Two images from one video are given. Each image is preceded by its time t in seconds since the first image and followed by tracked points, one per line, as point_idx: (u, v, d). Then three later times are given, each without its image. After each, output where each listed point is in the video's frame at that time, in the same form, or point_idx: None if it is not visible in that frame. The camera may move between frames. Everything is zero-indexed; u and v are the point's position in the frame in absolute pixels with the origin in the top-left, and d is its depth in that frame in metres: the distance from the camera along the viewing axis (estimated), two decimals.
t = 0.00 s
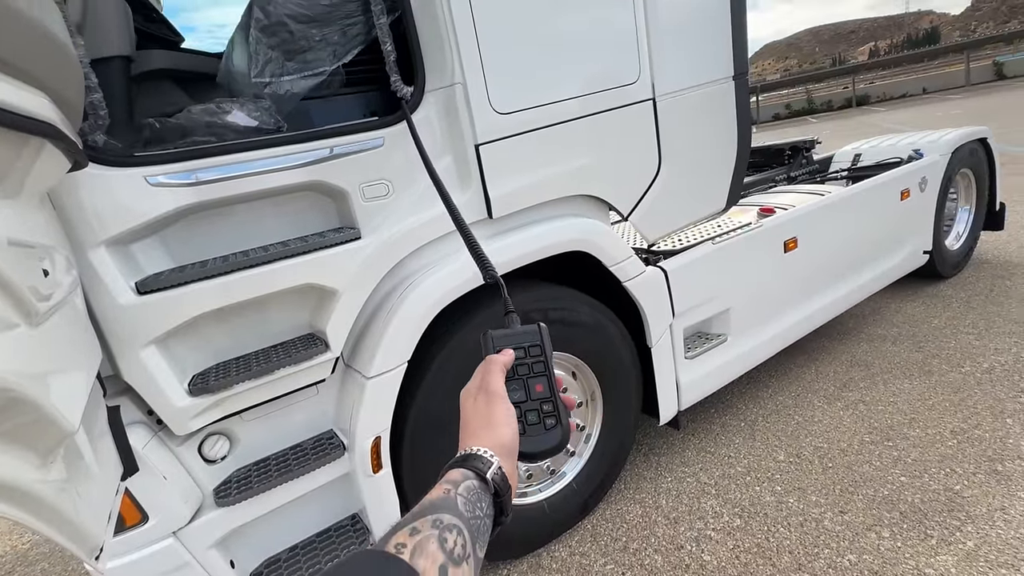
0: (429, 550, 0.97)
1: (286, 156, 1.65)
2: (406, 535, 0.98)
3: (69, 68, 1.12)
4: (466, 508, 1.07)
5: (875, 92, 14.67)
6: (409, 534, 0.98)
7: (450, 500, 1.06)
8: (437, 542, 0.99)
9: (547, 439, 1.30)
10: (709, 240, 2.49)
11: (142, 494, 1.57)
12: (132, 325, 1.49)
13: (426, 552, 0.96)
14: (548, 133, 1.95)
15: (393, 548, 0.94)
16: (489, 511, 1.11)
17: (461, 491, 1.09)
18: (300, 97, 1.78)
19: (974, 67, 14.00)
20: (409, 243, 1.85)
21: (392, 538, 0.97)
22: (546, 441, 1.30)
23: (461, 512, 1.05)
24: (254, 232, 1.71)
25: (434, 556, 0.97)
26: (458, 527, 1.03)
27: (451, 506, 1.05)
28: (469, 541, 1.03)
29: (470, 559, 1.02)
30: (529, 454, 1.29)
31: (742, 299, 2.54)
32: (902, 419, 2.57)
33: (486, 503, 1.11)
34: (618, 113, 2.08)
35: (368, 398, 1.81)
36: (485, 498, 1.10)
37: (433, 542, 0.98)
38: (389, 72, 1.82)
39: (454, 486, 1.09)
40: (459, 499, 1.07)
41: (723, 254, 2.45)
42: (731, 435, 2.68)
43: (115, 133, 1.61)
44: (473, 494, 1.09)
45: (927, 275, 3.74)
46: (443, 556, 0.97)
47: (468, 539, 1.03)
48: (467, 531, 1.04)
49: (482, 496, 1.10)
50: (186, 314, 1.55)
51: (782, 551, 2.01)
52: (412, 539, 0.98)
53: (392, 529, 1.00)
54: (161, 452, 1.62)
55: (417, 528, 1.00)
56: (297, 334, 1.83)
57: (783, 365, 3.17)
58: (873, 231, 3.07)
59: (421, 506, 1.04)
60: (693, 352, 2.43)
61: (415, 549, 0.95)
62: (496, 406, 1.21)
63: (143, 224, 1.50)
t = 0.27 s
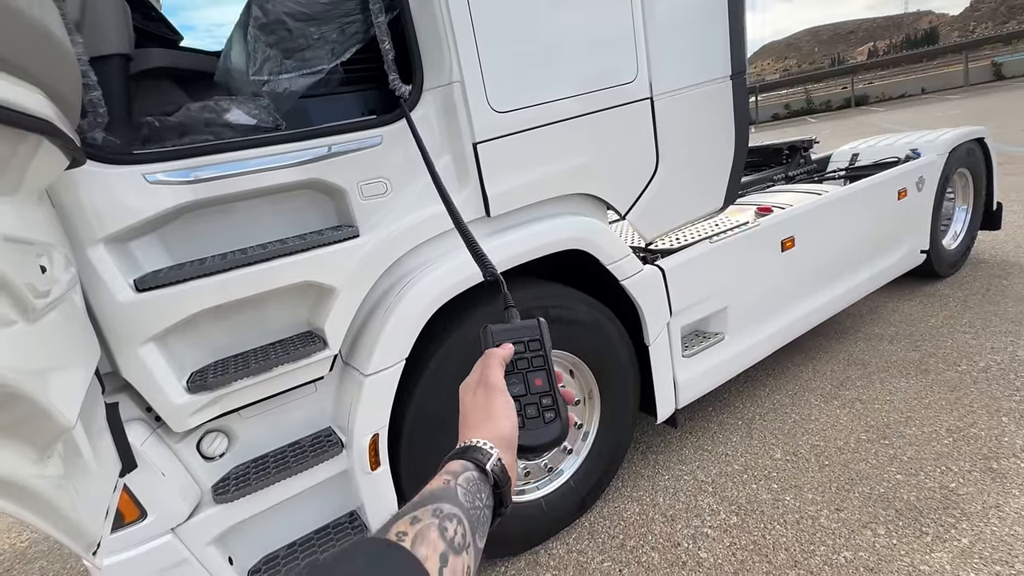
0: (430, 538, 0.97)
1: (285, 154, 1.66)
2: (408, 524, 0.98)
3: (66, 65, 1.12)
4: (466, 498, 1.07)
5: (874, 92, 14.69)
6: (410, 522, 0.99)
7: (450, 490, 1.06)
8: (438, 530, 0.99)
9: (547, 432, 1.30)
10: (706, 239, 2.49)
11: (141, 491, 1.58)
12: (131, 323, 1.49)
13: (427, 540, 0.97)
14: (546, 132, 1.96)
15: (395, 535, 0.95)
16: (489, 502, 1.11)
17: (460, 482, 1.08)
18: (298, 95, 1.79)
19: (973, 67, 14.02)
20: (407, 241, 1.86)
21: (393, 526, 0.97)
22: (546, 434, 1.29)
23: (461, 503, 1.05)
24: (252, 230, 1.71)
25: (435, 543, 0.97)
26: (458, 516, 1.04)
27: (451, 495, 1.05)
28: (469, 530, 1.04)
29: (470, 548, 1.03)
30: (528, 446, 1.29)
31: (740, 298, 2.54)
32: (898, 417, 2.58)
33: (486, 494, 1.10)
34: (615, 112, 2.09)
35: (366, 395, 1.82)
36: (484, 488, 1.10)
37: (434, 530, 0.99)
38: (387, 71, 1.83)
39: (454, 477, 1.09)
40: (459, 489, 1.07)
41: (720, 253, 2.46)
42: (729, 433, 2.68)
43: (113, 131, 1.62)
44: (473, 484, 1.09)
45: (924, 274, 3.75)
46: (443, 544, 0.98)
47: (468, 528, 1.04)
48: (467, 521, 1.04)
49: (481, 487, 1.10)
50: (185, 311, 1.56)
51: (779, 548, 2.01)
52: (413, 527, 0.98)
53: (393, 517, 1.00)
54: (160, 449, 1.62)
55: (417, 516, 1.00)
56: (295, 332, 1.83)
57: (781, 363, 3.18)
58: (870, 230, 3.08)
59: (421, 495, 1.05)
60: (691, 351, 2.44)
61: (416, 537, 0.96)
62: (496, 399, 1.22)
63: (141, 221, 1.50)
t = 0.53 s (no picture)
0: (418, 530, 0.98)
1: (281, 152, 1.66)
2: (395, 518, 0.99)
3: (60, 62, 1.12)
4: (454, 492, 1.08)
5: (874, 92, 14.69)
6: (398, 517, 0.99)
7: (438, 484, 1.08)
8: (426, 523, 0.99)
9: (535, 429, 1.32)
10: (703, 238, 2.50)
11: (136, 487, 1.58)
12: (126, 320, 1.50)
13: (415, 533, 0.97)
14: (542, 130, 1.96)
15: (383, 529, 0.95)
16: (477, 496, 1.12)
17: (448, 476, 1.10)
18: (295, 94, 1.80)
19: (973, 67, 14.02)
20: (403, 240, 1.86)
21: (381, 520, 0.98)
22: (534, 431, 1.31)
23: (449, 496, 1.06)
24: (248, 228, 1.71)
25: (423, 536, 0.98)
26: (446, 509, 1.04)
27: (440, 489, 1.07)
28: (457, 523, 1.04)
29: (459, 541, 1.03)
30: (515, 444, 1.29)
31: (736, 297, 2.55)
32: (894, 416, 2.58)
33: (474, 488, 1.12)
34: (612, 111, 2.09)
35: (361, 393, 1.82)
36: (472, 482, 1.11)
37: (422, 523, 0.99)
38: (383, 70, 1.83)
39: (442, 471, 1.10)
40: (447, 483, 1.09)
41: (716, 252, 2.46)
42: (725, 432, 2.69)
43: (109, 128, 1.63)
44: (461, 478, 1.11)
45: (921, 274, 3.76)
46: (432, 536, 0.98)
47: (456, 521, 1.04)
48: (455, 514, 1.05)
49: (469, 481, 1.11)
50: (181, 308, 1.56)
51: (773, 546, 2.02)
52: (401, 521, 0.98)
53: (381, 512, 1.01)
54: (156, 446, 1.63)
55: (405, 510, 1.01)
56: (291, 330, 1.84)
57: (777, 363, 3.18)
58: (867, 230, 3.09)
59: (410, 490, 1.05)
60: (687, 350, 2.44)
61: (404, 529, 0.96)
62: (485, 394, 1.22)
63: (136, 219, 1.50)
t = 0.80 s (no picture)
0: (410, 532, 0.97)
1: (279, 150, 1.66)
2: (388, 520, 0.98)
3: (59, 60, 1.13)
4: (447, 495, 1.08)
5: (874, 92, 14.68)
6: (391, 518, 0.99)
7: (430, 487, 1.08)
8: (419, 525, 0.99)
9: (529, 435, 1.35)
10: (701, 238, 2.50)
11: (134, 484, 1.59)
12: (125, 317, 1.50)
13: (408, 535, 0.97)
14: (540, 129, 1.96)
15: (375, 531, 0.95)
16: (470, 499, 1.12)
17: (441, 479, 1.10)
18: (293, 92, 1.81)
19: (975, 67, 14.00)
20: (401, 238, 1.87)
21: (374, 522, 0.97)
22: (528, 437, 1.35)
23: (441, 499, 1.07)
24: (246, 226, 1.72)
25: (415, 538, 0.97)
26: (438, 512, 1.04)
27: (432, 492, 1.07)
28: (450, 526, 1.04)
29: (451, 543, 1.03)
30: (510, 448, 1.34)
31: (734, 296, 2.55)
32: (891, 416, 2.59)
33: (467, 491, 1.12)
34: (610, 110, 2.09)
35: (359, 391, 1.82)
36: (464, 486, 1.11)
37: (414, 525, 0.99)
38: (381, 68, 1.83)
39: (435, 475, 1.11)
40: (439, 485, 1.09)
41: (715, 251, 2.46)
42: (722, 431, 2.69)
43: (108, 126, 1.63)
44: (453, 481, 1.11)
45: (919, 274, 3.76)
46: (424, 538, 0.98)
47: (449, 524, 1.04)
48: (447, 517, 1.05)
49: (462, 484, 1.12)
50: (179, 306, 1.56)
51: (769, 545, 2.02)
52: (394, 523, 0.98)
53: (374, 514, 1.00)
54: (154, 443, 1.63)
55: (398, 512, 1.01)
56: (289, 328, 1.84)
57: (775, 362, 3.19)
58: (865, 229, 3.09)
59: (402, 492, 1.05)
60: (685, 349, 2.45)
61: (396, 532, 0.96)
62: (479, 398, 1.24)
63: (135, 217, 1.51)
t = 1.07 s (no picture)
0: (409, 527, 0.98)
1: (280, 148, 1.66)
2: (386, 514, 0.99)
3: (60, 56, 1.12)
4: (445, 489, 1.09)
5: (876, 91, 14.67)
6: (388, 513, 0.99)
7: (430, 481, 1.09)
8: (417, 519, 1.00)
9: (529, 430, 1.34)
10: (702, 237, 2.50)
11: (134, 480, 1.59)
12: (125, 313, 1.50)
13: (406, 529, 0.97)
14: (541, 128, 1.96)
15: (374, 526, 0.95)
16: (468, 494, 1.13)
17: (440, 474, 1.11)
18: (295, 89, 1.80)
19: (977, 67, 13.98)
20: (401, 236, 1.87)
21: (372, 516, 0.97)
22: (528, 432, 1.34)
23: (440, 494, 1.07)
24: (247, 223, 1.72)
25: (414, 532, 0.98)
26: (437, 506, 1.05)
27: (431, 486, 1.07)
28: (448, 521, 1.05)
29: (448, 538, 1.03)
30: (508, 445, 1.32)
31: (734, 295, 2.55)
32: (891, 416, 2.59)
33: (465, 486, 1.13)
34: (611, 108, 2.09)
35: (359, 388, 1.83)
36: (464, 481, 1.12)
37: (412, 520, 0.99)
38: (382, 65, 1.83)
39: (434, 469, 1.11)
40: (438, 480, 1.10)
41: (716, 250, 2.46)
42: (722, 430, 2.69)
43: (109, 123, 1.63)
44: (452, 476, 1.12)
45: (920, 274, 3.75)
46: (422, 533, 0.99)
47: (447, 519, 1.05)
48: (446, 511, 1.06)
49: (461, 479, 1.12)
50: (180, 302, 1.57)
51: (769, 543, 2.03)
52: (392, 517, 0.98)
53: (371, 510, 1.01)
54: (154, 440, 1.63)
55: (396, 507, 1.01)
56: (289, 325, 1.84)
57: (775, 361, 3.19)
58: (866, 229, 3.09)
59: (400, 487, 1.06)
60: (685, 348, 2.45)
61: (395, 526, 0.96)
62: (480, 391, 1.23)
63: (136, 213, 1.51)
